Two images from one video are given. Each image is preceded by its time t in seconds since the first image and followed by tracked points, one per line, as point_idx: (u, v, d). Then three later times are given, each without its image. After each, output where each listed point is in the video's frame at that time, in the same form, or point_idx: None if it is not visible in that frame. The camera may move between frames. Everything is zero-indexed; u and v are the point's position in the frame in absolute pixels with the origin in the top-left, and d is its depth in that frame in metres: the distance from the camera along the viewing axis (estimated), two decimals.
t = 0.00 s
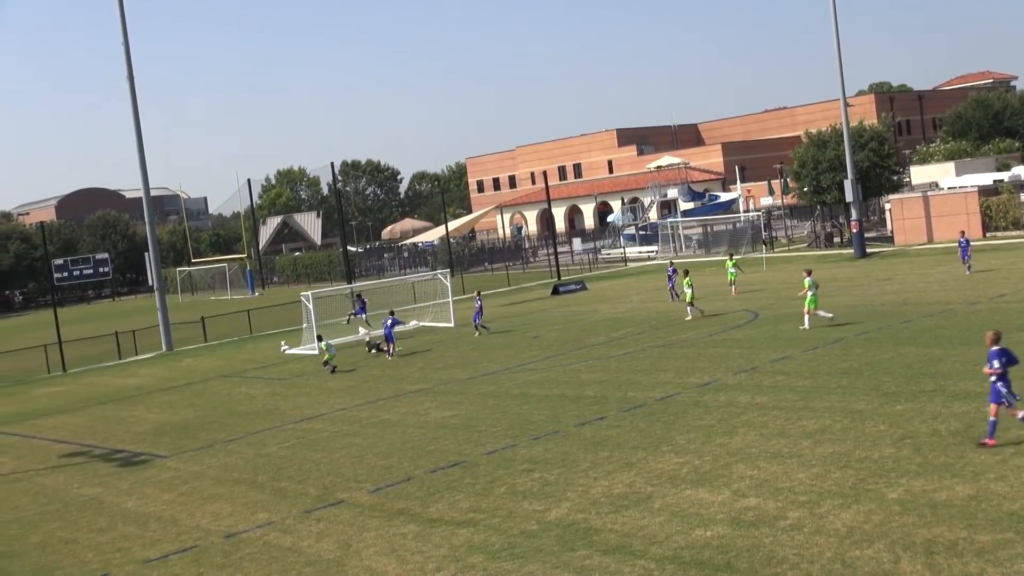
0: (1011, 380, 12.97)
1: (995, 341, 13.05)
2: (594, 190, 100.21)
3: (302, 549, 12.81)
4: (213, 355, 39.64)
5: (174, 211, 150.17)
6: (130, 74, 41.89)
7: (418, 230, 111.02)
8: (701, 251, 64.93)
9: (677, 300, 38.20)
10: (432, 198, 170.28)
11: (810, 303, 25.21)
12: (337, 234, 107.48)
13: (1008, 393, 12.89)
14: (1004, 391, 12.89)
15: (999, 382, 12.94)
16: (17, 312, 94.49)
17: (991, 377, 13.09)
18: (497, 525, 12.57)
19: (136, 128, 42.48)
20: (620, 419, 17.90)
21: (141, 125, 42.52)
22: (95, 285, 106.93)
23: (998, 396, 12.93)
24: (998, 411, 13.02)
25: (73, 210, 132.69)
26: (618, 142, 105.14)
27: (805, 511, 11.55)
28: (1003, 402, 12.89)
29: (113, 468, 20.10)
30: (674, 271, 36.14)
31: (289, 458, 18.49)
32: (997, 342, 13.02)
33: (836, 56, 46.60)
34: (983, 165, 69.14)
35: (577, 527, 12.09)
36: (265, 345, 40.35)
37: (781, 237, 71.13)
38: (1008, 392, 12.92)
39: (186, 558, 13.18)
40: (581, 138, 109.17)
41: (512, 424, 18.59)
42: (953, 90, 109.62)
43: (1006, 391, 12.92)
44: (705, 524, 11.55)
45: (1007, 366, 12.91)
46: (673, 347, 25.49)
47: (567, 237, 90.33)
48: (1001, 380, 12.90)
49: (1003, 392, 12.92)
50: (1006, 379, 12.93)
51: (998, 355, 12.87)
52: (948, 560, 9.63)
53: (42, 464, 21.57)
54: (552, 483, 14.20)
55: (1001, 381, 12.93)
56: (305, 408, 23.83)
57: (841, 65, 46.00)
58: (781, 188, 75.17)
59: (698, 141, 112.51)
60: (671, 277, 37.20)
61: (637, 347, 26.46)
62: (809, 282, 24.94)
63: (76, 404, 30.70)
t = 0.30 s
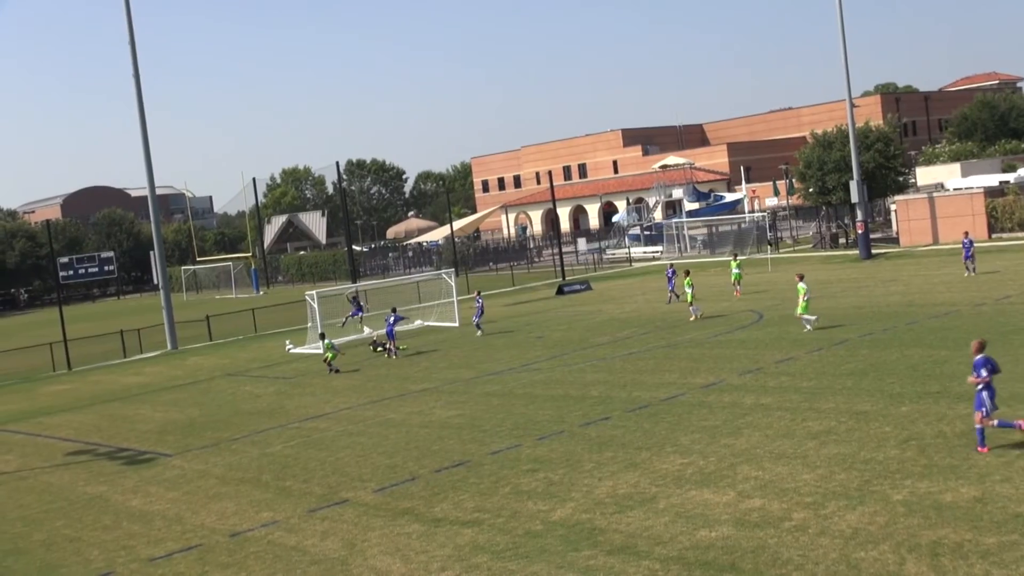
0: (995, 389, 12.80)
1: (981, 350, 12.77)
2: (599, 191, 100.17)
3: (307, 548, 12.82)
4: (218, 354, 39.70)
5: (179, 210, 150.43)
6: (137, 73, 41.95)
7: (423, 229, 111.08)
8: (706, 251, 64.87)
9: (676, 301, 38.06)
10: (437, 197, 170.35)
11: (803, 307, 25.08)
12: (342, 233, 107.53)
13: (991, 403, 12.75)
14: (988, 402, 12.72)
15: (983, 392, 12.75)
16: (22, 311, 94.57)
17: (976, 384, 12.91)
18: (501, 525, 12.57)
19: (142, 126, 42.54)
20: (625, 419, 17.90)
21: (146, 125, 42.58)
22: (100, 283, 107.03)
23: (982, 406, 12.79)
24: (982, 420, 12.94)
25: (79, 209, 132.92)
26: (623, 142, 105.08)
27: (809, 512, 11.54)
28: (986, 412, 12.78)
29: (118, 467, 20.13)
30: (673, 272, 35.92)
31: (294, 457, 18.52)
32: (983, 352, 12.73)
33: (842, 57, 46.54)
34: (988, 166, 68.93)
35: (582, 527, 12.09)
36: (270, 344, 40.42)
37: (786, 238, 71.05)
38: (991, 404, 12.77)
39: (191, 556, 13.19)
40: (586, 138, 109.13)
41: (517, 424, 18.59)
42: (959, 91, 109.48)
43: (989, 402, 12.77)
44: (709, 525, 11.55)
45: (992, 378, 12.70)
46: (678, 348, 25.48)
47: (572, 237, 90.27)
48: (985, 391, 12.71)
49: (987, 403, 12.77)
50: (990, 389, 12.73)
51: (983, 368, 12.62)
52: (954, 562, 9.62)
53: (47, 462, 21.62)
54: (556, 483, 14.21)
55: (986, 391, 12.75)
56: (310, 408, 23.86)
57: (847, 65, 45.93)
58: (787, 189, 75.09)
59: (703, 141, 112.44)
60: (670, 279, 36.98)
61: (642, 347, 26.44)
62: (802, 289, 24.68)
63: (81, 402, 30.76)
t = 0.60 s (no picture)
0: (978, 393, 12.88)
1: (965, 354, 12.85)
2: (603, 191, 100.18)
3: (309, 547, 12.83)
4: (222, 352, 39.75)
5: (183, 209, 150.62)
6: (142, 72, 42.01)
7: (427, 229, 111.11)
8: (709, 252, 64.86)
9: (675, 302, 37.94)
10: (440, 197, 170.55)
11: (792, 308, 25.06)
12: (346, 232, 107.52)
13: (973, 407, 12.85)
14: (971, 405, 12.83)
15: (967, 395, 12.85)
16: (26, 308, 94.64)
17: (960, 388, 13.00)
18: (504, 525, 12.56)
19: (146, 125, 42.60)
20: (628, 419, 17.91)
21: (150, 123, 42.63)
22: (103, 281, 107.03)
23: (964, 409, 12.91)
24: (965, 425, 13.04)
25: (83, 207, 133.12)
26: (627, 142, 105.03)
27: (813, 514, 11.52)
28: (968, 416, 12.88)
29: (121, 464, 20.16)
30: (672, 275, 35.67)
31: (296, 456, 18.54)
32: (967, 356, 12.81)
33: (847, 57, 46.48)
34: (993, 168, 68.78)
35: (585, 527, 12.10)
36: (275, 343, 40.49)
37: (791, 238, 71.02)
38: (974, 408, 12.87)
39: (194, 555, 13.19)
40: (590, 138, 109.11)
41: (520, 424, 18.59)
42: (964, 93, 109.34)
43: (972, 406, 12.87)
44: (712, 526, 11.55)
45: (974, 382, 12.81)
46: (682, 348, 25.48)
47: (576, 237, 90.28)
48: (968, 395, 12.81)
49: (969, 407, 12.88)
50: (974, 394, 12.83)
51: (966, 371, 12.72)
52: (957, 564, 9.61)
53: (51, 459, 21.65)
54: (560, 483, 14.21)
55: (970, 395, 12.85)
56: (313, 406, 23.89)
57: (852, 66, 45.87)
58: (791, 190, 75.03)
59: (707, 142, 112.36)
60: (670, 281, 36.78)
61: (645, 348, 26.44)
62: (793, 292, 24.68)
63: (85, 400, 30.79)
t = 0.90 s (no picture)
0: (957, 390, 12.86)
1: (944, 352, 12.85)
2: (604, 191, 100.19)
3: (308, 545, 12.84)
4: (221, 350, 39.76)
5: (184, 206, 150.68)
6: (143, 70, 42.00)
7: (428, 228, 111.13)
8: (710, 253, 64.87)
9: (669, 303, 37.85)
10: (441, 196, 170.63)
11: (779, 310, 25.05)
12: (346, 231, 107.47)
13: (953, 403, 12.81)
14: (950, 402, 12.80)
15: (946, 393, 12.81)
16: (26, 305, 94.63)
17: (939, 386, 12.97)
18: (503, 525, 12.56)
19: (147, 123, 42.60)
20: (628, 419, 17.91)
21: (152, 121, 42.62)
22: (103, 279, 107.00)
23: (944, 405, 12.86)
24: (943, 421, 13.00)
25: (84, 204, 133.09)
26: (628, 143, 105.02)
27: (812, 515, 11.53)
28: (947, 412, 12.85)
29: (120, 462, 20.14)
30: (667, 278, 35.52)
31: (296, 454, 18.54)
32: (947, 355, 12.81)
33: (850, 59, 46.45)
34: (994, 170, 68.77)
35: (584, 527, 12.09)
36: (275, 341, 40.49)
37: (791, 240, 71.02)
38: (952, 404, 12.85)
39: (192, 552, 13.21)
40: (591, 139, 109.10)
41: (519, 424, 18.58)
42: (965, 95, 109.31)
43: (951, 402, 12.84)
44: (711, 526, 11.55)
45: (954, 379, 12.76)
46: (682, 349, 25.49)
47: (577, 237, 90.33)
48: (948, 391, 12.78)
49: (948, 403, 12.85)
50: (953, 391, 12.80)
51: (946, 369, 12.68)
52: (955, 566, 9.61)
53: (50, 457, 21.63)
54: (559, 483, 14.21)
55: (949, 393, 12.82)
56: (312, 405, 23.88)
57: (854, 67, 45.82)
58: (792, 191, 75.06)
59: (708, 143, 112.33)
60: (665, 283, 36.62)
61: (645, 348, 26.46)
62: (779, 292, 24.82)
63: (84, 397, 30.77)
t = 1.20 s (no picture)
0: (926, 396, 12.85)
1: (914, 359, 12.83)
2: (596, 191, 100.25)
3: (297, 544, 12.81)
4: (213, 348, 39.68)
5: (176, 203, 150.29)
6: (136, 66, 41.85)
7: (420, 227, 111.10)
8: (702, 254, 65.00)
9: (654, 304, 37.79)
10: (433, 195, 170.53)
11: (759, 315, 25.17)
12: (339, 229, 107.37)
13: (923, 409, 12.80)
14: (921, 407, 12.79)
15: (916, 398, 12.79)
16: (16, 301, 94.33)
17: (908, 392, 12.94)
18: (493, 525, 12.55)
19: (140, 119, 42.45)
20: (618, 420, 17.94)
21: (145, 117, 42.47)
22: (94, 276, 106.69)
23: (915, 411, 12.85)
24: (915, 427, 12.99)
25: (75, 200, 132.67)
26: (621, 143, 105.10)
27: (802, 516, 11.55)
28: (918, 418, 12.84)
29: (109, 459, 20.07)
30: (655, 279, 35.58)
31: (286, 453, 18.51)
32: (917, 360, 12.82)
33: (843, 61, 46.50)
34: (986, 173, 69.03)
35: (574, 527, 12.10)
36: (266, 339, 40.42)
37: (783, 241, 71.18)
38: (922, 410, 12.83)
39: (182, 550, 13.17)
40: (584, 139, 109.12)
41: (510, 424, 18.56)
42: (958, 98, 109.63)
43: (922, 408, 12.81)
44: (700, 527, 11.56)
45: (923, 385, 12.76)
46: (673, 350, 25.51)
47: (569, 237, 90.36)
48: (918, 397, 12.75)
49: (919, 408, 12.82)
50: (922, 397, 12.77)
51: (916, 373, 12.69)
52: (943, 569, 9.64)
53: (39, 454, 21.56)
54: (549, 483, 14.20)
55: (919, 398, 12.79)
56: (303, 403, 23.84)
57: (847, 70, 45.87)
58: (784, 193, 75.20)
59: (701, 144, 112.45)
60: (651, 284, 36.65)
61: (636, 348, 26.49)
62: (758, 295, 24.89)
63: (73, 394, 30.64)
